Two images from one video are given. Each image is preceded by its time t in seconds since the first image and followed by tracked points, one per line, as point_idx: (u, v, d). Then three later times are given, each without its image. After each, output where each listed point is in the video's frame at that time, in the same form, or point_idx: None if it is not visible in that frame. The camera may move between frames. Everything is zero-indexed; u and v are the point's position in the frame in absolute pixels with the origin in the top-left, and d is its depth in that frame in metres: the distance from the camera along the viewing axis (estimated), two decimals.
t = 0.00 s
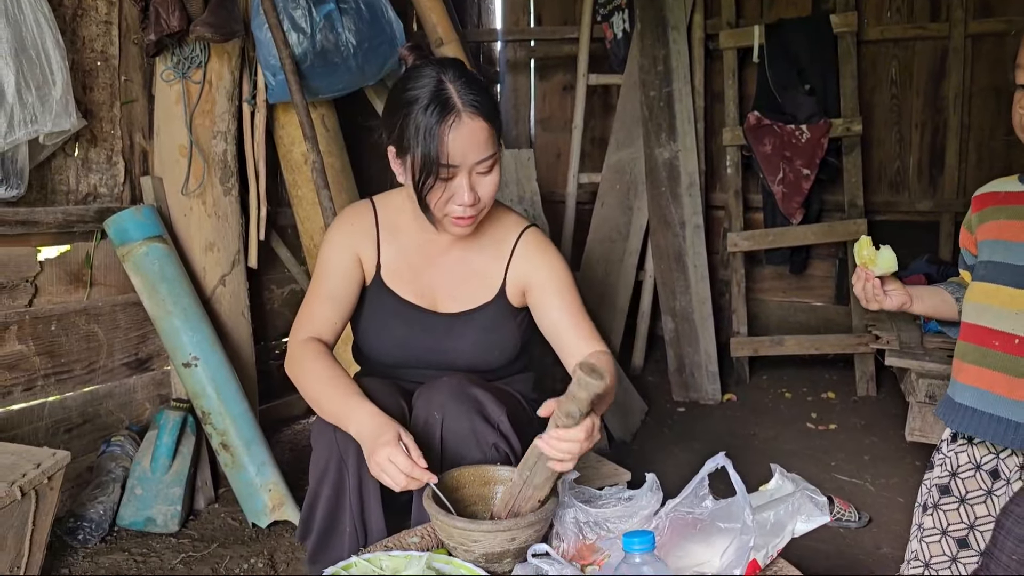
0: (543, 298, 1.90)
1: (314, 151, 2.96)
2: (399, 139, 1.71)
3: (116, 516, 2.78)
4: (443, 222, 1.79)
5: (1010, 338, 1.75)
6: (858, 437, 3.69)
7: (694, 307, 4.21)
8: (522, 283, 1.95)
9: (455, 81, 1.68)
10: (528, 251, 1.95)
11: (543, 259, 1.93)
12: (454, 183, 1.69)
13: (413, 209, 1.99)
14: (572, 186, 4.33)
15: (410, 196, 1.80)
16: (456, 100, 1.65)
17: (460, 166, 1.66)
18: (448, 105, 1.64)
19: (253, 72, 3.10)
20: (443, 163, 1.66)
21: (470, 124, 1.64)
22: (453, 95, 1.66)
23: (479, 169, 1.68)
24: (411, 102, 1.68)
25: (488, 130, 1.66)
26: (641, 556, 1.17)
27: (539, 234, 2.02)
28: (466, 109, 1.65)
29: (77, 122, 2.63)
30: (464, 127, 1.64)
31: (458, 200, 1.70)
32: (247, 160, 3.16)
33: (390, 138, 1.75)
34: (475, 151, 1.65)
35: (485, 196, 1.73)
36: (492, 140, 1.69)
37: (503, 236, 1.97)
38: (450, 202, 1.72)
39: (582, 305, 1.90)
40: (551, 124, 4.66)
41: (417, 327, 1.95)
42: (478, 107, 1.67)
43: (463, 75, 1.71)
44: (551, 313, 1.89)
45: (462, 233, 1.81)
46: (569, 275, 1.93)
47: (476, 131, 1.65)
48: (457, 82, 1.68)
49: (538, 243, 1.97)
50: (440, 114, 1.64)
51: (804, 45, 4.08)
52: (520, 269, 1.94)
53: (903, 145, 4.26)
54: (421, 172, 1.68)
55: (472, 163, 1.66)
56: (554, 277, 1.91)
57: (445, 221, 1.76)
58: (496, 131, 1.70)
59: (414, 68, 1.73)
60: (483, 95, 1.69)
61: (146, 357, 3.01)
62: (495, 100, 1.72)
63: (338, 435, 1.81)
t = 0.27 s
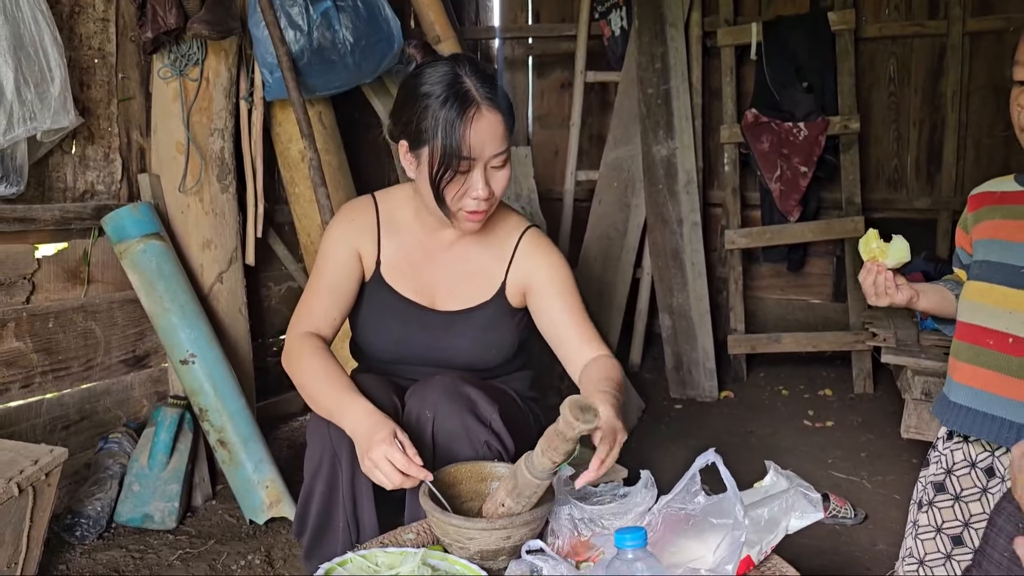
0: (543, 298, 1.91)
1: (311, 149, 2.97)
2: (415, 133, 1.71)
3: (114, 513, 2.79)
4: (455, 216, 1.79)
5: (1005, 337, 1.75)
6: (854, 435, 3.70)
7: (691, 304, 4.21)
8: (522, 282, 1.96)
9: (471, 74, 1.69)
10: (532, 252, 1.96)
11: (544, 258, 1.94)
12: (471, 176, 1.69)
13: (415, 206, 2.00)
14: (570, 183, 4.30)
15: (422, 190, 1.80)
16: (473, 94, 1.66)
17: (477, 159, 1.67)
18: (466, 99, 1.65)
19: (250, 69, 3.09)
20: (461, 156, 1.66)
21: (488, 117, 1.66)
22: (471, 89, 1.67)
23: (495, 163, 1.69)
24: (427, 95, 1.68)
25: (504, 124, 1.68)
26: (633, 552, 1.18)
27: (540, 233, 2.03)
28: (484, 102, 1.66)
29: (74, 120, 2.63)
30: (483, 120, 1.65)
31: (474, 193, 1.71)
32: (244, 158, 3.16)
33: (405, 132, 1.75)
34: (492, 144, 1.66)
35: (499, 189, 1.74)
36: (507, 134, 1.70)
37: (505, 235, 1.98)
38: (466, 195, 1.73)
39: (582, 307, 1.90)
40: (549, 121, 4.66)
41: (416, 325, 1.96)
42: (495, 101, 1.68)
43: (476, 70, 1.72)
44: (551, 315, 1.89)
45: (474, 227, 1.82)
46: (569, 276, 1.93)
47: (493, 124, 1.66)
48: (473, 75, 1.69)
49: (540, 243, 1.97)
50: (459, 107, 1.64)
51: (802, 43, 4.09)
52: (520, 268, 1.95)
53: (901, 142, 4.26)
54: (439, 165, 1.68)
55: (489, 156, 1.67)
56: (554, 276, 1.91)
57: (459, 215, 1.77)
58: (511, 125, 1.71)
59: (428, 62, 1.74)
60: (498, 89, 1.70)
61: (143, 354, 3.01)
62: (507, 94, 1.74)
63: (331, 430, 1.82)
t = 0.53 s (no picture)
0: (540, 310, 1.93)
1: (308, 148, 2.97)
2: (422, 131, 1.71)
3: (110, 512, 2.79)
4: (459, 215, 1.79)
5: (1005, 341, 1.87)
6: (850, 434, 3.71)
7: (688, 304, 4.22)
8: (521, 289, 1.97)
9: (480, 74, 1.69)
10: (534, 258, 1.97)
11: (545, 268, 1.96)
12: (476, 176, 1.70)
13: (415, 207, 2.00)
14: (567, 182, 4.39)
15: (426, 188, 1.80)
16: (481, 93, 1.66)
17: (483, 158, 1.67)
18: (474, 97, 1.65)
19: (246, 69, 3.08)
20: (468, 154, 1.66)
21: (495, 117, 1.66)
22: (479, 89, 1.67)
23: (501, 163, 1.69)
24: (435, 94, 1.68)
25: (511, 124, 1.68)
26: (627, 555, 1.19)
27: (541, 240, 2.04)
28: (493, 102, 1.66)
29: (70, 119, 2.63)
30: (492, 121, 1.65)
31: (480, 193, 1.71)
32: (241, 158, 3.16)
33: (411, 130, 1.75)
34: (499, 143, 1.66)
35: (505, 190, 1.74)
36: (514, 135, 1.70)
37: (506, 240, 1.99)
38: (471, 195, 1.73)
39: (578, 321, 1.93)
40: (546, 121, 4.66)
41: (413, 326, 1.96)
42: (503, 101, 1.68)
43: (484, 70, 1.72)
44: (546, 326, 1.92)
45: (478, 227, 1.82)
46: (569, 287, 1.96)
47: (501, 125, 1.66)
48: (481, 75, 1.69)
49: (542, 250, 1.99)
50: (468, 107, 1.65)
51: (799, 43, 4.09)
52: (520, 275, 1.96)
53: (898, 142, 4.26)
54: (446, 164, 1.68)
55: (495, 156, 1.67)
56: (552, 289, 1.93)
57: (463, 214, 1.76)
58: (517, 126, 1.72)
59: (436, 61, 1.74)
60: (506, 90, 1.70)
61: (140, 353, 3.01)
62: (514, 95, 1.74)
63: (325, 429, 1.82)
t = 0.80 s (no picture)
0: (533, 312, 1.93)
1: (305, 145, 2.96)
2: (416, 126, 1.71)
3: (107, 509, 2.78)
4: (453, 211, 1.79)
5: (1012, 342, 1.94)
6: (849, 432, 3.71)
7: (686, 302, 4.21)
8: (517, 289, 1.97)
9: (477, 70, 1.69)
10: (531, 257, 1.97)
11: (540, 269, 1.95)
12: (470, 171, 1.69)
13: (412, 204, 2.00)
14: (565, 180, 4.39)
15: (421, 183, 1.79)
16: (477, 89, 1.66)
17: (476, 154, 1.66)
18: (469, 93, 1.65)
19: (244, 65, 3.07)
20: (461, 151, 1.66)
21: (489, 113, 1.65)
22: (476, 85, 1.66)
23: (495, 160, 1.69)
24: (432, 89, 1.68)
25: (505, 121, 1.67)
26: (623, 548, 1.18)
27: (539, 238, 2.04)
28: (489, 98, 1.66)
29: (67, 116, 2.63)
30: (487, 117, 1.65)
31: (474, 189, 1.71)
32: (238, 155, 3.15)
33: (407, 124, 1.74)
34: (493, 140, 1.65)
35: (499, 186, 1.74)
36: (509, 131, 1.70)
37: (503, 238, 1.99)
38: (465, 191, 1.72)
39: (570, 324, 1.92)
40: (544, 118, 4.66)
41: (409, 324, 1.96)
42: (499, 98, 1.68)
43: (481, 65, 1.71)
44: (537, 328, 1.92)
45: (471, 223, 1.82)
46: (564, 290, 1.96)
47: (497, 121, 1.66)
48: (478, 71, 1.68)
49: (539, 250, 1.98)
50: (463, 102, 1.64)
51: (797, 40, 4.09)
52: (516, 274, 1.96)
53: (896, 140, 4.26)
54: (440, 159, 1.68)
55: (488, 152, 1.67)
56: (547, 291, 1.93)
57: (457, 209, 1.76)
58: (513, 123, 1.71)
59: (434, 56, 1.73)
60: (503, 87, 1.70)
61: (137, 350, 3.00)
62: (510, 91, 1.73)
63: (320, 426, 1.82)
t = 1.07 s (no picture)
0: (531, 311, 1.93)
1: (303, 144, 2.95)
2: (406, 125, 1.71)
3: (103, 509, 2.77)
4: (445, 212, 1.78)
5: (1019, 344, 1.94)
6: (847, 432, 3.71)
7: (684, 302, 4.21)
8: (513, 288, 1.97)
9: (466, 70, 1.68)
10: (528, 256, 1.96)
11: (537, 268, 1.95)
12: (460, 171, 1.69)
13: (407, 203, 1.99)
14: (563, 179, 4.37)
15: (412, 184, 1.79)
16: (466, 88, 1.66)
17: (466, 154, 1.66)
18: (458, 92, 1.64)
19: (242, 64, 3.07)
20: (450, 150, 1.65)
21: (479, 112, 1.65)
22: (464, 84, 1.66)
23: (486, 159, 1.68)
24: (420, 89, 1.68)
25: (495, 120, 1.67)
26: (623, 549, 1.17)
27: (535, 236, 2.03)
28: (478, 97, 1.66)
29: (63, 114, 2.62)
30: (475, 116, 1.64)
31: (464, 189, 1.70)
32: (235, 153, 3.14)
33: (397, 124, 1.74)
34: (482, 139, 1.65)
35: (491, 186, 1.73)
36: (500, 130, 1.69)
37: (499, 236, 1.98)
38: (455, 191, 1.72)
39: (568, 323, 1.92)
40: (543, 118, 4.65)
41: (406, 323, 1.95)
42: (488, 96, 1.67)
43: (472, 64, 1.71)
44: (536, 326, 1.91)
45: (464, 224, 1.81)
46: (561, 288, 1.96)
47: (486, 120, 1.65)
48: (467, 70, 1.68)
49: (536, 247, 1.98)
50: (452, 102, 1.64)
51: (796, 41, 4.09)
52: (513, 273, 1.95)
53: (895, 140, 4.26)
54: (429, 159, 1.68)
55: (479, 152, 1.66)
56: (544, 290, 1.93)
57: (449, 210, 1.75)
58: (503, 122, 1.70)
59: (425, 56, 1.73)
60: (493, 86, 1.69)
61: (134, 350, 2.99)
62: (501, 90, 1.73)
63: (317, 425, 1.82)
